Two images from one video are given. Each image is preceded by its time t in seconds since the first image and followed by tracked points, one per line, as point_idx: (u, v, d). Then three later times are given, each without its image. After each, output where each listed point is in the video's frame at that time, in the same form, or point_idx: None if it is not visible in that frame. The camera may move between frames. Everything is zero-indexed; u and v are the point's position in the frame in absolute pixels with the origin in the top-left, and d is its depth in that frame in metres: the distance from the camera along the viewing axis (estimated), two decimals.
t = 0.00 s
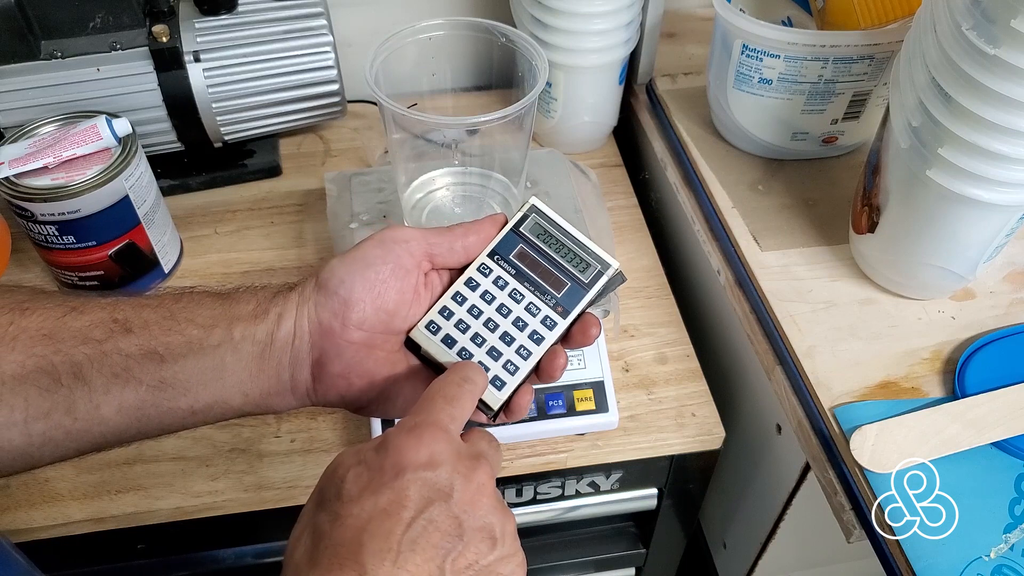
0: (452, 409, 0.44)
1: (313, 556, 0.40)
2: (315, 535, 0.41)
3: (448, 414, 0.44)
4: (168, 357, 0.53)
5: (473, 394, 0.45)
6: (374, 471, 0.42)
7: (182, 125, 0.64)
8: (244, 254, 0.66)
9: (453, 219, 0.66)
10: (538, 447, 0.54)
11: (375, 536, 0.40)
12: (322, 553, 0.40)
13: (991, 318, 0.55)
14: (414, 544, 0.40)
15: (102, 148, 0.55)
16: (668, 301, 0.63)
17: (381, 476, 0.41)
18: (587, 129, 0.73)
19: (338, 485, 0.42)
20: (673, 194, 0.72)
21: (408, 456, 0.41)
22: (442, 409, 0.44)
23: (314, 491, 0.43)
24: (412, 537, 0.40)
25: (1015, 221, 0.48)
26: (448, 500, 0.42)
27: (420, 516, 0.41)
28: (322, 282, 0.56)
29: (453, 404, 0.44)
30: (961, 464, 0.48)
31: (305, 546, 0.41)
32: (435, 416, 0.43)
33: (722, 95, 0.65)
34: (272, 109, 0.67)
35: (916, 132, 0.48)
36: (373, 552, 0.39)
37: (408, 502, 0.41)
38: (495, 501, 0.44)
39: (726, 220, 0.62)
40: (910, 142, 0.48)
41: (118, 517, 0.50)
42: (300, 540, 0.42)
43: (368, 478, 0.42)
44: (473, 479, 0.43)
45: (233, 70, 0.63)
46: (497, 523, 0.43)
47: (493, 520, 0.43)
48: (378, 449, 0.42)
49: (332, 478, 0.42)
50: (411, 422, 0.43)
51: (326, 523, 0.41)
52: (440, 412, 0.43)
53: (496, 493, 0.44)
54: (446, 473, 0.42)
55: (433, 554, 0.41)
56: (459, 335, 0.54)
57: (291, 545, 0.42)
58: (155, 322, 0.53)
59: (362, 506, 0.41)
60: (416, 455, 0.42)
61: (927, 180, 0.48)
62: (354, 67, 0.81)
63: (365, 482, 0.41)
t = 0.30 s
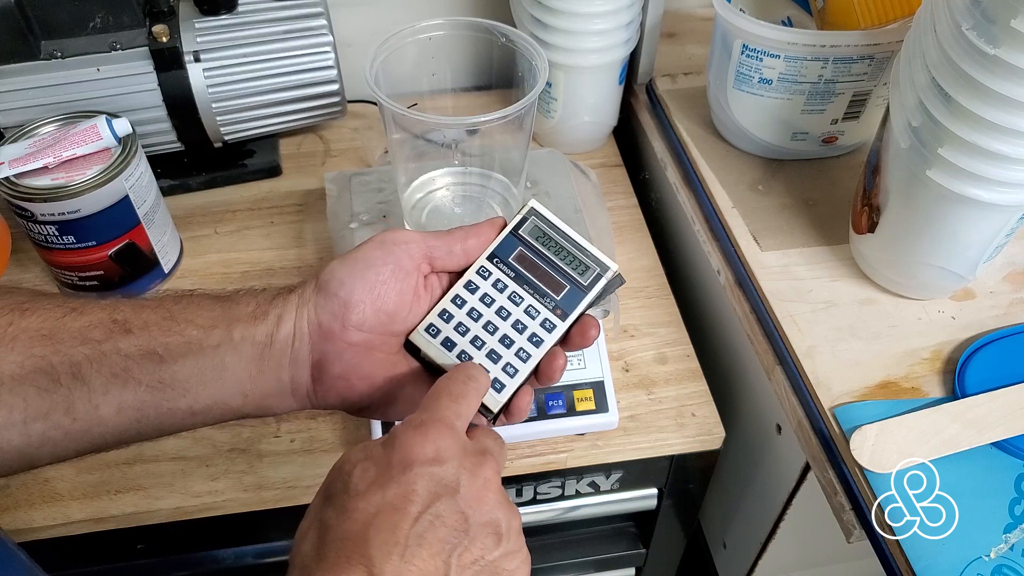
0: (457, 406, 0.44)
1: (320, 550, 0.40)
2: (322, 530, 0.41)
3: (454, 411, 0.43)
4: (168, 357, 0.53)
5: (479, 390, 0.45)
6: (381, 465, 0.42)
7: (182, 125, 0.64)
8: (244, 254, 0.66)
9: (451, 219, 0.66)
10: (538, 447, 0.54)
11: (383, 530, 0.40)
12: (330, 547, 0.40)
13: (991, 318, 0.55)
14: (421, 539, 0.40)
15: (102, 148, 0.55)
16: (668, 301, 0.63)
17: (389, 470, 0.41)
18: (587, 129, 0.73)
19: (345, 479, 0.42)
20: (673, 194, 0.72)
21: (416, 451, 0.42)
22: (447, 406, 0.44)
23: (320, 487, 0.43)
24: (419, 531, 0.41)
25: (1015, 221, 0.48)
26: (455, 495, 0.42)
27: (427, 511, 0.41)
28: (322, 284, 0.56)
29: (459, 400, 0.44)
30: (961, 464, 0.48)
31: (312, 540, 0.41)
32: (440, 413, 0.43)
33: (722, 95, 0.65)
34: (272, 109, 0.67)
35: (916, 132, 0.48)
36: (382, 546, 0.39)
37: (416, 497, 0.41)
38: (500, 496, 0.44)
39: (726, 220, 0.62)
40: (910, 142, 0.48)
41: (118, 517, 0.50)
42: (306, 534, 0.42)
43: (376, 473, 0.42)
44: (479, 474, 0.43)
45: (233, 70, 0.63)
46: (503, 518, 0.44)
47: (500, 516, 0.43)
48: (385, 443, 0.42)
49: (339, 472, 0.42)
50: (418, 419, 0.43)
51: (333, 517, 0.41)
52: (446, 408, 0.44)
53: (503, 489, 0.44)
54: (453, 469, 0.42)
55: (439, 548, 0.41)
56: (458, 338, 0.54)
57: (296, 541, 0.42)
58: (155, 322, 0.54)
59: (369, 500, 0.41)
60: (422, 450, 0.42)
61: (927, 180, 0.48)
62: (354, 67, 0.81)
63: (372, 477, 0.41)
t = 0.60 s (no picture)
0: (456, 406, 0.44)
1: (312, 555, 0.40)
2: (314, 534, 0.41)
3: (451, 412, 0.43)
4: (169, 357, 0.53)
5: (478, 391, 0.45)
6: (375, 469, 0.41)
7: (182, 125, 0.64)
8: (244, 254, 0.66)
9: (452, 219, 0.67)
10: (538, 447, 0.54)
11: (376, 537, 0.40)
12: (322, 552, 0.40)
13: (991, 318, 0.55)
14: (414, 546, 0.40)
15: (102, 148, 0.55)
16: (668, 301, 0.63)
17: (382, 475, 0.41)
18: (587, 129, 0.73)
19: (337, 483, 0.41)
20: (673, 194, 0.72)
21: (410, 457, 0.41)
22: (444, 406, 0.43)
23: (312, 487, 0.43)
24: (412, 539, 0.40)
25: (1015, 221, 0.48)
26: (450, 503, 0.42)
27: (421, 519, 0.41)
28: (324, 283, 0.56)
29: (457, 400, 0.44)
30: (961, 464, 0.48)
31: (303, 545, 0.41)
32: (439, 413, 0.43)
33: (722, 95, 0.65)
34: (272, 109, 0.67)
35: (916, 132, 0.48)
36: (374, 552, 0.39)
37: (410, 504, 0.41)
38: (498, 502, 0.44)
39: (726, 220, 0.62)
40: (910, 142, 0.48)
41: (118, 517, 0.50)
42: (298, 537, 0.42)
43: (369, 478, 0.41)
44: (475, 480, 0.43)
45: (233, 70, 0.63)
46: (500, 524, 0.44)
47: (496, 522, 0.43)
48: (379, 446, 0.42)
49: (332, 475, 0.42)
50: (413, 421, 0.42)
51: (326, 522, 0.41)
52: (443, 409, 0.43)
53: (499, 494, 0.44)
54: (448, 474, 0.42)
55: (435, 555, 0.41)
56: (460, 337, 0.54)
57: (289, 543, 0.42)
58: (156, 322, 0.53)
59: (362, 506, 0.40)
60: (417, 455, 0.41)
61: (928, 180, 0.48)
62: (354, 67, 0.81)
63: (365, 482, 0.41)
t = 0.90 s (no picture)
0: (470, 419, 0.45)
1: (318, 563, 0.39)
2: (318, 546, 0.40)
3: (464, 424, 0.44)
4: (165, 373, 0.52)
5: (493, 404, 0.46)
6: (384, 482, 0.41)
7: (182, 125, 0.64)
8: (244, 254, 0.66)
9: (452, 219, 0.65)
10: (538, 447, 0.54)
11: (383, 552, 0.39)
12: (327, 564, 0.39)
13: (991, 318, 0.55)
14: (423, 563, 0.40)
15: (102, 148, 0.55)
16: (669, 301, 0.63)
17: (392, 490, 0.41)
18: (587, 129, 0.73)
19: (345, 494, 0.41)
20: (673, 194, 0.72)
21: (421, 474, 0.41)
22: (460, 417, 0.44)
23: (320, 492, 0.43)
24: (420, 557, 0.40)
25: (1015, 221, 0.48)
26: (461, 521, 0.42)
27: (430, 537, 0.41)
28: (324, 303, 0.56)
29: (472, 413, 0.45)
30: (961, 463, 0.48)
31: (309, 553, 0.40)
32: (453, 427, 0.44)
33: (722, 95, 0.65)
34: (272, 109, 0.67)
35: (916, 132, 0.48)
36: (381, 565, 0.39)
37: (419, 521, 0.41)
38: (508, 522, 0.44)
39: (726, 220, 0.62)
40: (910, 142, 0.48)
41: (118, 517, 0.50)
42: (304, 546, 0.41)
43: (378, 491, 0.41)
44: (487, 499, 0.43)
45: (234, 70, 0.63)
46: (509, 544, 0.43)
47: (507, 543, 0.43)
48: (389, 459, 0.42)
49: (339, 485, 0.41)
50: (425, 434, 0.43)
51: (331, 532, 0.40)
52: (458, 422, 0.44)
53: (511, 513, 0.44)
54: (460, 493, 0.42)
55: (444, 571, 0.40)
56: (462, 365, 0.54)
57: (293, 557, 0.41)
58: (153, 339, 0.53)
59: (370, 521, 0.40)
60: (428, 473, 0.41)
61: (927, 180, 0.48)
62: (354, 67, 0.81)
63: (375, 493, 0.41)
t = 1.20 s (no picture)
0: (474, 438, 0.44)
1: None
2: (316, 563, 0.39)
3: (468, 443, 0.43)
4: (146, 499, 0.48)
5: (496, 421, 0.45)
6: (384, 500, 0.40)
7: (182, 125, 0.64)
8: (244, 254, 0.66)
9: (453, 218, 0.64)
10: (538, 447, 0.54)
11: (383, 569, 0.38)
12: None
13: (990, 318, 0.55)
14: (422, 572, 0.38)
15: (102, 148, 0.55)
16: (668, 300, 0.63)
17: (393, 507, 0.40)
18: (587, 130, 0.73)
19: (343, 510, 0.40)
20: (673, 194, 0.72)
21: (423, 492, 0.40)
22: (465, 437, 0.43)
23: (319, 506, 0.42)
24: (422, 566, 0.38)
25: (1015, 221, 0.48)
26: (462, 542, 0.40)
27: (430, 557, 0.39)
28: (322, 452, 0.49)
29: (476, 433, 0.44)
30: (961, 463, 0.48)
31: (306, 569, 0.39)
32: (458, 445, 0.43)
33: (722, 95, 0.65)
34: (272, 109, 0.67)
35: (916, 132, 0.48)
36: None
37: (420, 541, 0.39)
38: (509, 542, 0.43)
39: (726, 220, 0.62)
40: (910, 142, 0.48)
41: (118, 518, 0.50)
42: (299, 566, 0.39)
43: (378, 508, 0.40)
44: (489, 521, 0.42)
45: (234, 70, 0.63)
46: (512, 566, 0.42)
47: (509, 565, 0.42)
48: (390, 477, 0.41)
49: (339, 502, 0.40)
50: (429, 452, 0.42)
51: (331, 552, 0.39)
52: (463, 440, 0.43)
53: (513, 536, 0.43)
54: (461, 512, 0.41)
55: None
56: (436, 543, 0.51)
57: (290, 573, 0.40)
58: (142, 462, 0.48)
59: (368, 541, 0.39)
60: (430, 493, 0.40)
61: (927, 180, 0.48)
62: (354, 67, 0.81)
63: (375, 511, 0.40)
